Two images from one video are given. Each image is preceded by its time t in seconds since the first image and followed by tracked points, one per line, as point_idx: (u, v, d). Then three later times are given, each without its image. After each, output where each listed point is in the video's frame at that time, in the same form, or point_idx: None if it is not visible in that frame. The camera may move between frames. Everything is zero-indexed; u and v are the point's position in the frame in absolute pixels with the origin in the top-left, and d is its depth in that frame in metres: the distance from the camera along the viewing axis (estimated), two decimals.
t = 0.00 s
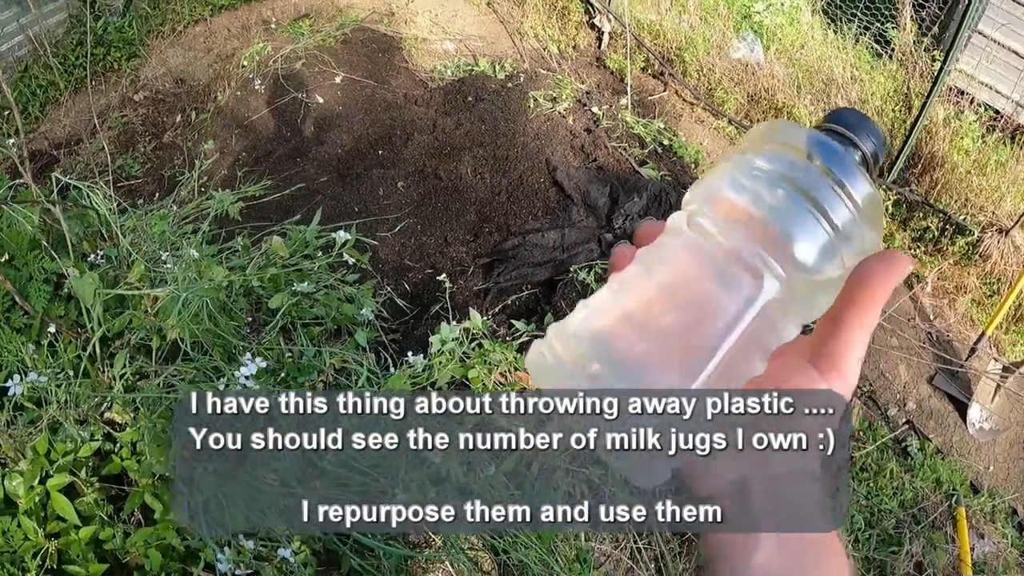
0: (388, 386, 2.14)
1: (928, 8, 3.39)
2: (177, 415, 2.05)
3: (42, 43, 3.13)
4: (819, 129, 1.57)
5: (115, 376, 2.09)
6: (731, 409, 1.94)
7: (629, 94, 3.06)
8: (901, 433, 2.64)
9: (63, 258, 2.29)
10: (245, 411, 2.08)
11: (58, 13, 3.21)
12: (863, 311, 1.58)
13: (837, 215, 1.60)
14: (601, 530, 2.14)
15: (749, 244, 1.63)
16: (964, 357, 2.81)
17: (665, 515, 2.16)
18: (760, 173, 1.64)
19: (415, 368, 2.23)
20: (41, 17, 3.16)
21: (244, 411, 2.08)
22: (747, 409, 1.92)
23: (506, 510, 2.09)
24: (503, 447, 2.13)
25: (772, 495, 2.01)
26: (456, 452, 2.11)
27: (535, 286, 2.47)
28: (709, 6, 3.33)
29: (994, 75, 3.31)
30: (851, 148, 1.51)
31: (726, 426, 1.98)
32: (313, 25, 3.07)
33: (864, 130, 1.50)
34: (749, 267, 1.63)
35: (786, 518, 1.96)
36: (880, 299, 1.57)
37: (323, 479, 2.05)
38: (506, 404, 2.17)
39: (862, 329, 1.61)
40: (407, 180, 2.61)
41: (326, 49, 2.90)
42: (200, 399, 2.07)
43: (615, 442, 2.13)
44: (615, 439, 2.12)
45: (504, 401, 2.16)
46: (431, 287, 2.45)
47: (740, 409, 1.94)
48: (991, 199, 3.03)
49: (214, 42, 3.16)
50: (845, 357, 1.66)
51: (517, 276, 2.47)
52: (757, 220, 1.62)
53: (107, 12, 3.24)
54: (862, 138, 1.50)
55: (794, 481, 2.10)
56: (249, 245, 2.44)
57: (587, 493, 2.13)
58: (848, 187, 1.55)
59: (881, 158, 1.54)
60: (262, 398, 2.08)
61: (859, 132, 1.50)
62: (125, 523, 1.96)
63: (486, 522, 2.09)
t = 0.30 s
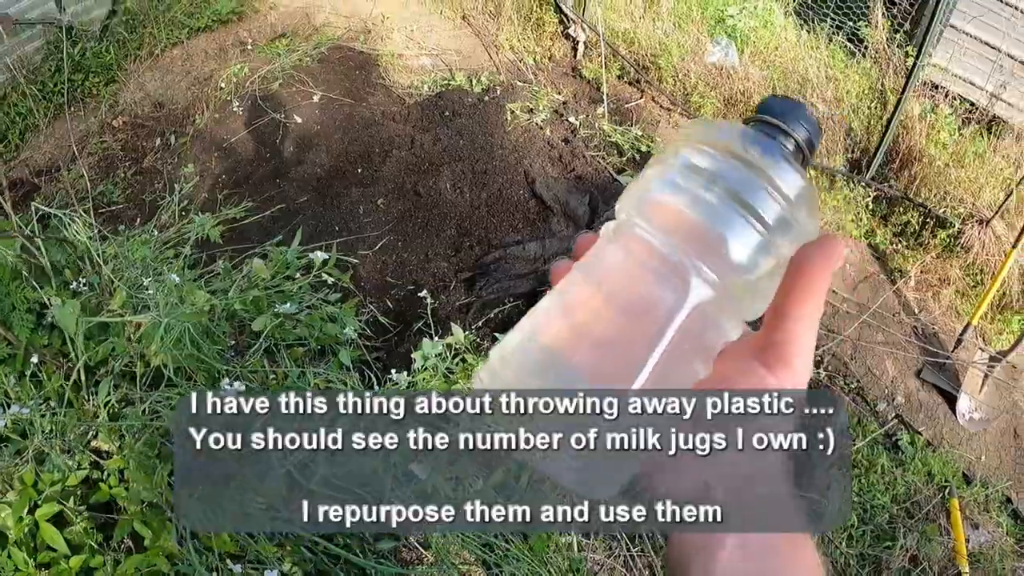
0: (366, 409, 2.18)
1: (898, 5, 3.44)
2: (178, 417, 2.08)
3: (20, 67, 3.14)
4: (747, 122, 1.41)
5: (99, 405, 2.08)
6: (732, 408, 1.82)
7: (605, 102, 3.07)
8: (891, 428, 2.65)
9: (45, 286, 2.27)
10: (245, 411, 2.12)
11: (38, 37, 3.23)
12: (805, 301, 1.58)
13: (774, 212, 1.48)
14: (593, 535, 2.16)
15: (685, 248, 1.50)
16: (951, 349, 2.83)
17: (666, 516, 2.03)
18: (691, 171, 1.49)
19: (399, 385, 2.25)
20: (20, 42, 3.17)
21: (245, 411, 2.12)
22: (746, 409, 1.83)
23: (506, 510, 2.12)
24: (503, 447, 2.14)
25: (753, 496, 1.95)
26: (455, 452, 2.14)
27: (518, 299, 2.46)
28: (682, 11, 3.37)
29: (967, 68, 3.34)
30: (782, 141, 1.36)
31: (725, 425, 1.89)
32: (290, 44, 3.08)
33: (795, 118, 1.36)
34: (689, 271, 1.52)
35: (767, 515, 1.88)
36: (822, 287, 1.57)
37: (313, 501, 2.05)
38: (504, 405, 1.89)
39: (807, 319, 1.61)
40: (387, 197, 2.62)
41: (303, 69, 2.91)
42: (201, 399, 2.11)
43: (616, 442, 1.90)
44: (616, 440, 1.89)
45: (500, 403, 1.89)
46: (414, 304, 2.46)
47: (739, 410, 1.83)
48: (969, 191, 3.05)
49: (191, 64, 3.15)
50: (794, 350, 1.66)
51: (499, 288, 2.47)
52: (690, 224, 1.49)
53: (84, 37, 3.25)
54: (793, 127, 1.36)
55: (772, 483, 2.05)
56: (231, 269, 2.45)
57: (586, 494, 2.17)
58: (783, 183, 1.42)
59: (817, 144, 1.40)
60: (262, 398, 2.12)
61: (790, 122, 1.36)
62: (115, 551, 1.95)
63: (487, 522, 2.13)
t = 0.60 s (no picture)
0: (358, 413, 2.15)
1: (900, 2, 3.42)
2: (178, 417, 2.08)
3: (13, 61, 3.08)
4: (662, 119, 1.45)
5: (90, 404, 2.05)
6: (732, 408, 1.68)
7: (604, 97, 3.05)
8: (888, 426, 2.63)
9: (36, 283, 2.24)
10: (245, 411, 2.09)
11: (32, 30, 3.16)
12: (743, 306, 1.48)
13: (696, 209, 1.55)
14: (588, 533, 2.15)
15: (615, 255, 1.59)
16: (948, 347, 2.80)
17: (665, 516, 1.78)
18: (616, 176, 1.58)
19: (394, 382, 2.24)
20: (12, 34, 3.10)
21: (245, 410, 2.09)
22: (746, 410, 1.68)
23: (506, 510, 2.07)
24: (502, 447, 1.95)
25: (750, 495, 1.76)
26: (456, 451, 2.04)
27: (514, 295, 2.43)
28: (682, 6, 3.34)
29: (968, 66, 3.31)
30: (701, 133, 1.38)
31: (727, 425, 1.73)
32: (285, 36, 3.05)
33: (711, 108, 1.38)
34: (620, 280, 1.59)
35: (758, 518, 1.72)
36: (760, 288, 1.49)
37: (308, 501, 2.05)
38: (505, 404, 1.75)
39: (749, 325, 1.51)
40: (382, 192, 2.59)
41: (299, 61, 2.88)
42: (200, 399, 2.08)
43: (616, 442, 1.81)
44: (615, 440, 1.80)
45: (504, 401, 1.74)
46: (410, 301, 2.44)
47: (738, 411, 1.69)
48: (968, 189, 3.04)
49: (187, 57, 3.11)
50: (740, 359, 1.55)
51: (495, 284, 2.44)
52: (617, 229, 1.58)
53: (79, 29, 3.17)
54: (710, 115, 1.38)
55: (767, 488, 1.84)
56: (224, 264, 2.42)
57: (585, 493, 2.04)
58: (699, 180, 1.49)
59: (740, 129, 1.42)
60: (262, 398, 2.10)
61: (707, 109, 1.38)
62: (108, 552, 1.93)
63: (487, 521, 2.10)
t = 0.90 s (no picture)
0: (360, 416, 2.16)
1: (895, 3, 3.42)
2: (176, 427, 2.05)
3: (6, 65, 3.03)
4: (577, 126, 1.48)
5: (85, 412, 2.04)
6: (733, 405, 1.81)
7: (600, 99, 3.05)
8: (885, 427, 2.62)
9: (32, 290, 2.23)
10: (246, 411, 2.12)
11: (26, 35, 3.12)
12: (655, 302, 1.47)
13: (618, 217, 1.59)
14: (587, 537, 2.15)
15: (547, 269, 1.63)
16: (945, 348, 2.79)
17: (665, 516, 1.78)
18: (540, 193, 1.64)
19: (391, 388, 2.25)
20: (6, 39, 3.06)
21: (245, 411, 2.12)
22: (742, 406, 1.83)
23: (507, 510, 2.02)
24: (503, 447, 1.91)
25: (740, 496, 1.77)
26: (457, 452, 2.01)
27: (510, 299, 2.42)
28: (678, 7, 3.32)
29: (965, 65, 3.30)
30: (615, 135, 1.41)
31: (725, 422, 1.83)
32: (281, 40, 3.04)
33: (620, 112, 1.39)
34: (553, 295, 1.63)
35: (745, 520, 1.72)
36: (670, 280, 1.45)
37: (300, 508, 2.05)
38: (505, 405, 1.83)
39: (669, 316, 1.51)
40: (378, 196, 2.59)
41: (294, 65, 2.87)
42: (201, 399, 2.10)
43: (616, 442, 1.85)
44: (615, 439, 1.83)
45: (504, 401, 1.82)
46: (405, 305, 2.44)
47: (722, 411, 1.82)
48: (965, 189, 3.04)
49: (182, 61, 3.11)
50: (673, 349, 1.59)
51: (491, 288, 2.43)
52: (545, 245, 1.63)
53: (73, 33, 3.13)
54: (622, 117, 1.39)
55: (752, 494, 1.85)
56: (220, 269, 2.42)
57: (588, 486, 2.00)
58: (616, 187, 1.55)
59: (655, 123, 1.43)
60: (262, 398, 2.13)
61: (619, 112, 1.39)
62: (104, 560, 1.93)
63: (486, 521, 2.06)
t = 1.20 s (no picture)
0: (360, 416, 2.15)
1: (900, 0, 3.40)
2: (174, 425, 2.04)
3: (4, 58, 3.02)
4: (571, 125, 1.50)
5: (83, 410, 2.03)
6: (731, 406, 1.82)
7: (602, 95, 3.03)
8: (886, 428, 2.61)
9: (29, 286, 2.21)
10: (246, 411, 2.10)
11: (25, 27, 3.09)
12: (649, 302, 1.45)
13: (612, 215, 1.60)
14: (586, 536, 2.14)
15: (542, 267, 1.63)
16: (947, 348, 2.78)
17: (665, 516, 1.75)
18: (535, 192, 1.65)
19: (390, 386, 2.23)
20: (4, 32, 3.04)
21: (245, 411, 2.10)
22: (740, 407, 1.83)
23: (506, 511, 1.93)
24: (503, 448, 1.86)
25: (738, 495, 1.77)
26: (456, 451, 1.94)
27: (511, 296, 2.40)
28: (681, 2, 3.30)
29: (970, 65, 3.29)
30: (610, 133, 1.44)
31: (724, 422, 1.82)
32: (281, 32, 3.01)
33: (615, 108, 1.41)
34: (550, 295, 1.63)
35: (743, 519, 1.74)
36: (663, 279, 1.42)
37: (299, 507, 2.03)
38: (505, 405, 1.80)
39: (663, 315, 1.48)
40: (379, 190, 2.57)
41: (294, 58, 2.84)
42: (201, 399, 2.07)
43: (615, 442, 1.81)
44: (614, 439, 1.79)
45: (505, 401, 1.79)
46: (405, 302, 2.41)
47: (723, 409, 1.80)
48: (968, 190, 3.02)
49: (182, 53, 3.07)
50: (669, 348, 1.57)
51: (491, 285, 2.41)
52: (539, 243, 1.63)
53: (72, 25, 3.14)
54: (616, 115, 1.41)
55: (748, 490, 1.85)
56: (218, 265, 2.40)
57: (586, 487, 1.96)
58: (610, 185, 1.57)
59: (648, 121, 1.45)
60: (262, 398, 2.10)
61: (614, 111, 1.41)
62: (102, 559, 1.91)
63: (486, 522, 2.01)
